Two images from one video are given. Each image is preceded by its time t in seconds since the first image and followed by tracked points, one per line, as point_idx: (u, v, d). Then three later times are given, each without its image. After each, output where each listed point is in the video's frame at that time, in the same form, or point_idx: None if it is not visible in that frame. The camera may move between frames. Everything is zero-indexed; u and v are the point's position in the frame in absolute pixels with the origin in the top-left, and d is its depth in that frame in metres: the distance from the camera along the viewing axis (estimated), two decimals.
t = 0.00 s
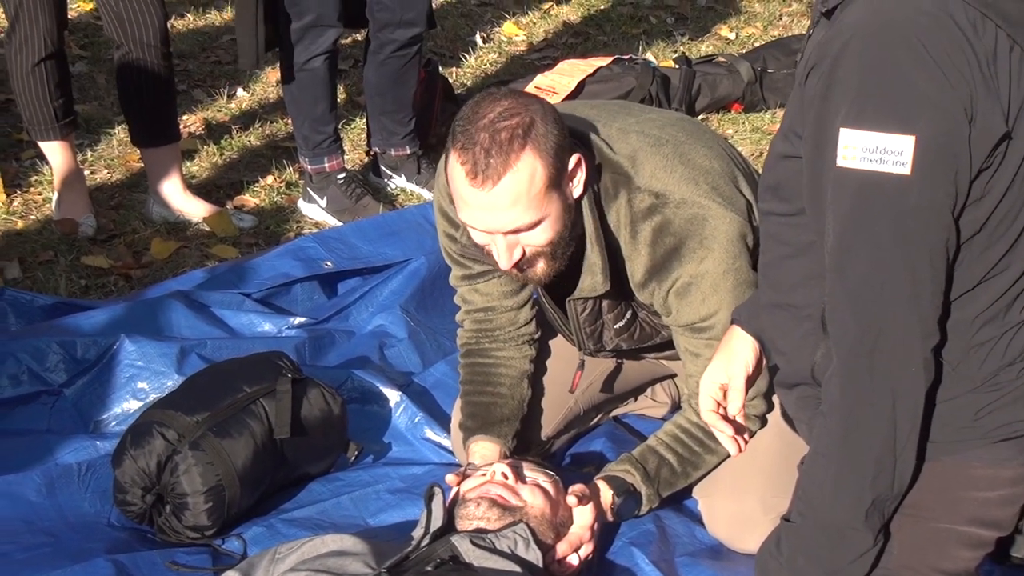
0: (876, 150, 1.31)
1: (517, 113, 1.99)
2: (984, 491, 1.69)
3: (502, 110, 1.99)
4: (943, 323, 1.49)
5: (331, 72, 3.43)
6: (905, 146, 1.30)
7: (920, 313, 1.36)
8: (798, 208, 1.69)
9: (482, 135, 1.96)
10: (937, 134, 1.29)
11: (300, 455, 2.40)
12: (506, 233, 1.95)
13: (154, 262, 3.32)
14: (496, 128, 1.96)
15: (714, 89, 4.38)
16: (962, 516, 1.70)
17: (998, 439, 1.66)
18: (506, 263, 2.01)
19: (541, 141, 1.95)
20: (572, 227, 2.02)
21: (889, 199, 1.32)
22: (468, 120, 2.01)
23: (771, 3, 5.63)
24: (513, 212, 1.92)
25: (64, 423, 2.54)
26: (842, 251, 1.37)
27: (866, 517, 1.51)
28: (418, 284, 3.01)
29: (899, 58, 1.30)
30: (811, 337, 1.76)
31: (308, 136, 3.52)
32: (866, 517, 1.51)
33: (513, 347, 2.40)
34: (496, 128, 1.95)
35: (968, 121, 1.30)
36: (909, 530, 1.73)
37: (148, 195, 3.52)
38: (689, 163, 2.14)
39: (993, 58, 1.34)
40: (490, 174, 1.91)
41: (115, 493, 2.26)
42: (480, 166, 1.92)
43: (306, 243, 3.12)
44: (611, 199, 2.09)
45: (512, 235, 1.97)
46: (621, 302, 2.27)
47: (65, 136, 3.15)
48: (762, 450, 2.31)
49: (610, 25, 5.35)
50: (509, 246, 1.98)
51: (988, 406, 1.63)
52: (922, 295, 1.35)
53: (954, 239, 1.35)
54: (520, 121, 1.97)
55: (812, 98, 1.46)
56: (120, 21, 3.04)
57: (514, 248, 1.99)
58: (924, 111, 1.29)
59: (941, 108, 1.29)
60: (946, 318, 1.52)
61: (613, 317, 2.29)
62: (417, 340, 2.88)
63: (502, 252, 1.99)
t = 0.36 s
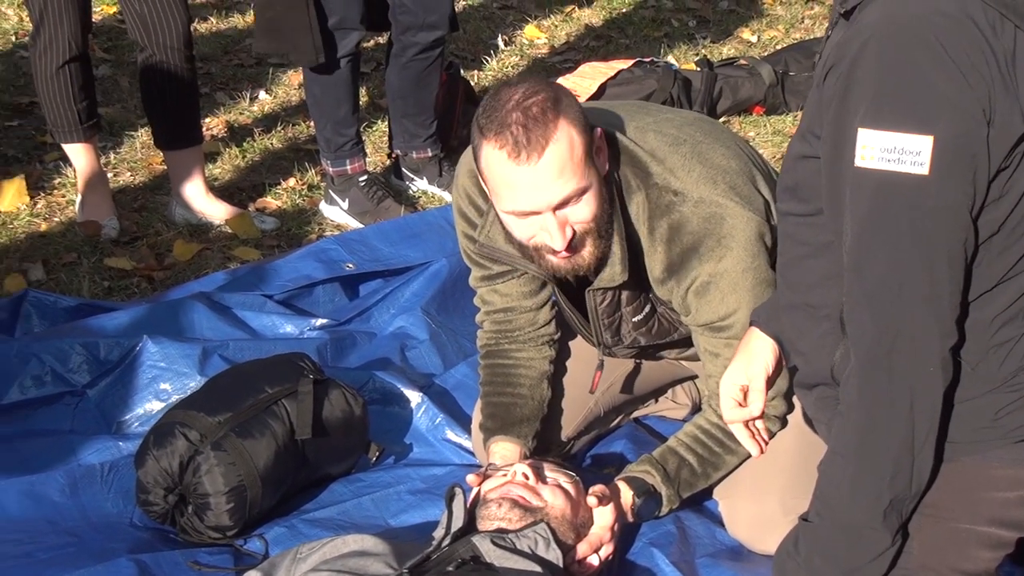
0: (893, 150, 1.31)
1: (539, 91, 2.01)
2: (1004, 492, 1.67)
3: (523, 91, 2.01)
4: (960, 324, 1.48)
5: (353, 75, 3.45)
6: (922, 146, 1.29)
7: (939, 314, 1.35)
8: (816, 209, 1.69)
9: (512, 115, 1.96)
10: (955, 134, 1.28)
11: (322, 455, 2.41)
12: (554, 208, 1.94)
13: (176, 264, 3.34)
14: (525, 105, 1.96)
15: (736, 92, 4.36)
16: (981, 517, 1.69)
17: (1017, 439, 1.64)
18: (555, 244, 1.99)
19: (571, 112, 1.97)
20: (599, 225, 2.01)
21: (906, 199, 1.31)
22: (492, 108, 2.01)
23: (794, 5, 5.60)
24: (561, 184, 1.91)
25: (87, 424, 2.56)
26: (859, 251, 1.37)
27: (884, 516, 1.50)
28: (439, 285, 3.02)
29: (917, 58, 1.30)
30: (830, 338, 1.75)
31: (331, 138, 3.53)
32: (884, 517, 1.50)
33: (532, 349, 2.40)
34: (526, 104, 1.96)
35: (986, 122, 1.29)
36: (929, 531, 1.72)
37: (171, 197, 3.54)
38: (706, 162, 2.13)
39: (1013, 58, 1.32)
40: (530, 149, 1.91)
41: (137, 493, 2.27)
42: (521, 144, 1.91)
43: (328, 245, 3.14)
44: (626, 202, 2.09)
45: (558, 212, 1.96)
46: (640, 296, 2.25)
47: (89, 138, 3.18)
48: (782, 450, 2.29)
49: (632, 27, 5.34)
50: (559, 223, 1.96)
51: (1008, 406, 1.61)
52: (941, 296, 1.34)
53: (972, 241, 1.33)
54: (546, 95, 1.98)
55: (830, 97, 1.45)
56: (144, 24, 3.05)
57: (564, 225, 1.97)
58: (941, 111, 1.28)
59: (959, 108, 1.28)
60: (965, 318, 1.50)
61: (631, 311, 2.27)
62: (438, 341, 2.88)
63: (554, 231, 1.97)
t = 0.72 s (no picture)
0: (904, 156, 1.30)
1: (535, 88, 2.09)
2: (1012, 496, 1.67)
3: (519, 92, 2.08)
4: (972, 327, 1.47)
5: (365, 80, 3.46)
6: (933, 152, 1.28)
7: (949, 321, 1.34)
8: (827, 215, 1.69)
9: (518, 106, 2.00)
10: (965, 140, 1.28)
11: (332, 460, 2.41)
12: (586, 176, 1.93)
13: (189, 268, 3.35)
14: (526, 94, 2.02)
15: (748, 97, 4.35)
16: (989, 521, 1.69)
17: None
18: (599, 220, 1.95)
19: (574, 93, 2.03)
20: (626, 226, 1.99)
21: (916, 205, 1.30)
22: (495, 113, 2.06)
23: (806, 10, 5.60)
24: (585, 153, 1.93)
25: (99, 428, 2.56)
26: (869, 257, 1.36)
27: (892, 522, 1.49)
28: (450, 290, 3.02)
29: (926, 64, 1.30)
30: (840, 343, 1.74)
31: (343, 143, 3.54)
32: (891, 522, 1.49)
33: (543, 353, 2.39)
34: (529, 91, 2.02)
35: (995, 128, 1.29)
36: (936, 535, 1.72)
37: (183, 202, 3.55)
38: (718, 161, 2.12)
39: None
40: (547, 125, 1.95)
41: (148, 497, 2.28)
42: (535, 126, 1.95)
43: (339, 250, 3.14)
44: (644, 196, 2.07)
45: (591, 183, 1.95)
46: (654, 292, 2.24)
47: (102, 143, 3.20)
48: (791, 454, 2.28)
49: (644, 33, 5.34)
50: (594, 196, 1.94)
51: (1017, 411, 1.61)
52: (952, 302, 1.33)
53: (984, 246, 1.32)
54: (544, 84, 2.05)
55: (841, 101, 1.45)
56: (156, 29, 3.07)
57: (601, 197, 1.95)
58: (950, 117, 1.28)
59: (968, 113, 1.28)
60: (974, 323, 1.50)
61: (645, 307, 2.27)
62: (449, 346, 2.88)
63: (594, 204, 1.94)
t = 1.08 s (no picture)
0: (924, 151, 1.31)
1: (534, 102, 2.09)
2: (1018, 498, 1.68)
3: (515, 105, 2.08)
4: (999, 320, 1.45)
5: (373, 84, 3.46)
6: (952, 145, 1.29)
7: (962, 318, 1.35)
8: (836, 214, 1.68)
9: (513, 119, 2.01)
10: (984, 131, 1.28)
11: (338, 463, 2.41)
12: (581, 195, 1.93)
13: (195, 271, 3.36)
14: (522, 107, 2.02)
15: (754, 100, 4.36)
16: (994, 522, 1.70)
17: None
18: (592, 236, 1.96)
19: (571, 106, 2.02)
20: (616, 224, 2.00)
21: (938, 199, 1.32)
22: (492, 124, 2.06)
23: (813, 13, 5.60)
24: (579, 170, 1.92)
25: (105, 431, 2.57)
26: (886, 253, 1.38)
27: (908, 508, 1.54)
28: (457, 293, 3.02)
29: (938, 61, 1.30)
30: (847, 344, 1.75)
31: (349, 146, 3.55)
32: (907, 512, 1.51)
33: (549, 356, 2.40)
34: (525, 105, 2.02)
35: (1010, 119, 1.29)
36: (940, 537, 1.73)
37: (190, 205, 3.56)
38: (722, 166, 2.13)
39: None
40: (542, 143, 1.95)
41: (155, 499, 2.29)
42: (529, 142, 1.96)
43: (345, 253, 3.15)
44: (646, 203, 2.07)
45: (586, 199, 1.95)
46: (659, 300, 2.24)
47: (108, 146, 3.21)
48: (800, 456, 2.28)
49: (651, 36, 5.34)
50: (588, 212, 1.95)
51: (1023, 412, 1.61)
52: (970, 296, 1.34)
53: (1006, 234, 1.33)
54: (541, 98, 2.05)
55: (852, 101, 1.46)
56: (162, 34, 3.08)
57: (595, 214, 1.95)
58: (966, 111, 1.29)
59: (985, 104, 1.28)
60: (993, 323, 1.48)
61: (650, 314, 2.26)
62: (455, 349, 2.89)
63: (587, 220, 1.94)
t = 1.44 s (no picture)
0: (911, 147, 1.30)
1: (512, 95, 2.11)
2: (1007, 496, 1.68)
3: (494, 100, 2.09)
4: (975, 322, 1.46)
5: (367, 83, 3.46)
6: (940, 142, 1.28)
7: (954, 313, 1.34)
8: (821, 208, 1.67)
9: (494, 112, 2.02)
10: (972, 129, 1.27)
11: (331, 462, 2.41)
12: (570, 177, 1.94)
13: (188, 272, 3.35)
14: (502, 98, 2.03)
15: (748, 99, 4.36)
16: (984, 519, 1.71)
17: (1016, 445, 1.64)
18: (585, 219, 1.96)
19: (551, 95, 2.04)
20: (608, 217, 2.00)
21: (922, 194, 1.31)
22: (475, 118, 2.06)
23: (806, 13, 5.60)
24: (564, 156, 1.93)
25: (97, 431, 2.56)
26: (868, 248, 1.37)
27: (901, 513, 1.50)
28: (449, 293, 3.02)
29: (931, 55, 1.29)
30: (836, 340, 1.75)
31: (343, 146, 3.55)
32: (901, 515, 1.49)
33: (542, 355, 2.39)
34: (505, 96, 2.03)
35: (1000, 115, 1.28)
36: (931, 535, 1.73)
37: (183, 205, 3.56)
38: (711, 158, 2.14)
39: None
40: (527, 128, 1.96)
41: (147, 500, 2.28)
42: (512, 132, 1.97)
43: (339, 252, 3.14)
44: (635, 190, 2.09)
45: (575, 184, 1.96)
46: (651, 290, 2.25)
47: (101, 146, 3.20)
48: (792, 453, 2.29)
49: (645, 36, 5.35)
50: (578, 196, 1.95)
51: (1011, 410, 1.61)
52: (954, 296, 1.33)
53: (988, 234, 1.32)
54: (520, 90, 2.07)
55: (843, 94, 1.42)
56: (155, 33, 3.07)
57: (585, 197, 1.95)
58: (955, 107, 1.28)
59: (977, 101, 1.27)
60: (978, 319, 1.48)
61: (642, 305, 2.27)
62: (448, 348, 2.88)
63: (578, 204, 1.95)
